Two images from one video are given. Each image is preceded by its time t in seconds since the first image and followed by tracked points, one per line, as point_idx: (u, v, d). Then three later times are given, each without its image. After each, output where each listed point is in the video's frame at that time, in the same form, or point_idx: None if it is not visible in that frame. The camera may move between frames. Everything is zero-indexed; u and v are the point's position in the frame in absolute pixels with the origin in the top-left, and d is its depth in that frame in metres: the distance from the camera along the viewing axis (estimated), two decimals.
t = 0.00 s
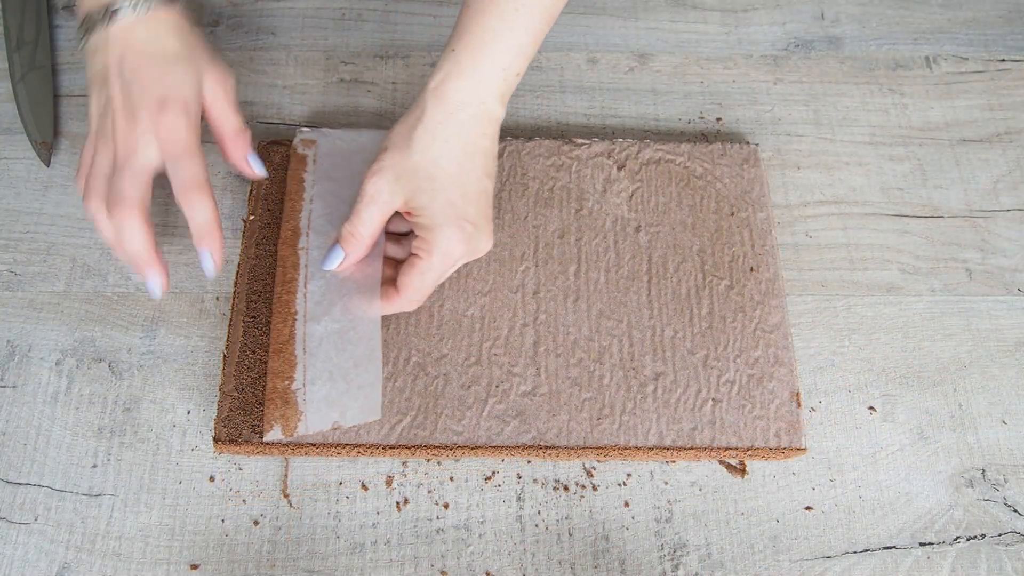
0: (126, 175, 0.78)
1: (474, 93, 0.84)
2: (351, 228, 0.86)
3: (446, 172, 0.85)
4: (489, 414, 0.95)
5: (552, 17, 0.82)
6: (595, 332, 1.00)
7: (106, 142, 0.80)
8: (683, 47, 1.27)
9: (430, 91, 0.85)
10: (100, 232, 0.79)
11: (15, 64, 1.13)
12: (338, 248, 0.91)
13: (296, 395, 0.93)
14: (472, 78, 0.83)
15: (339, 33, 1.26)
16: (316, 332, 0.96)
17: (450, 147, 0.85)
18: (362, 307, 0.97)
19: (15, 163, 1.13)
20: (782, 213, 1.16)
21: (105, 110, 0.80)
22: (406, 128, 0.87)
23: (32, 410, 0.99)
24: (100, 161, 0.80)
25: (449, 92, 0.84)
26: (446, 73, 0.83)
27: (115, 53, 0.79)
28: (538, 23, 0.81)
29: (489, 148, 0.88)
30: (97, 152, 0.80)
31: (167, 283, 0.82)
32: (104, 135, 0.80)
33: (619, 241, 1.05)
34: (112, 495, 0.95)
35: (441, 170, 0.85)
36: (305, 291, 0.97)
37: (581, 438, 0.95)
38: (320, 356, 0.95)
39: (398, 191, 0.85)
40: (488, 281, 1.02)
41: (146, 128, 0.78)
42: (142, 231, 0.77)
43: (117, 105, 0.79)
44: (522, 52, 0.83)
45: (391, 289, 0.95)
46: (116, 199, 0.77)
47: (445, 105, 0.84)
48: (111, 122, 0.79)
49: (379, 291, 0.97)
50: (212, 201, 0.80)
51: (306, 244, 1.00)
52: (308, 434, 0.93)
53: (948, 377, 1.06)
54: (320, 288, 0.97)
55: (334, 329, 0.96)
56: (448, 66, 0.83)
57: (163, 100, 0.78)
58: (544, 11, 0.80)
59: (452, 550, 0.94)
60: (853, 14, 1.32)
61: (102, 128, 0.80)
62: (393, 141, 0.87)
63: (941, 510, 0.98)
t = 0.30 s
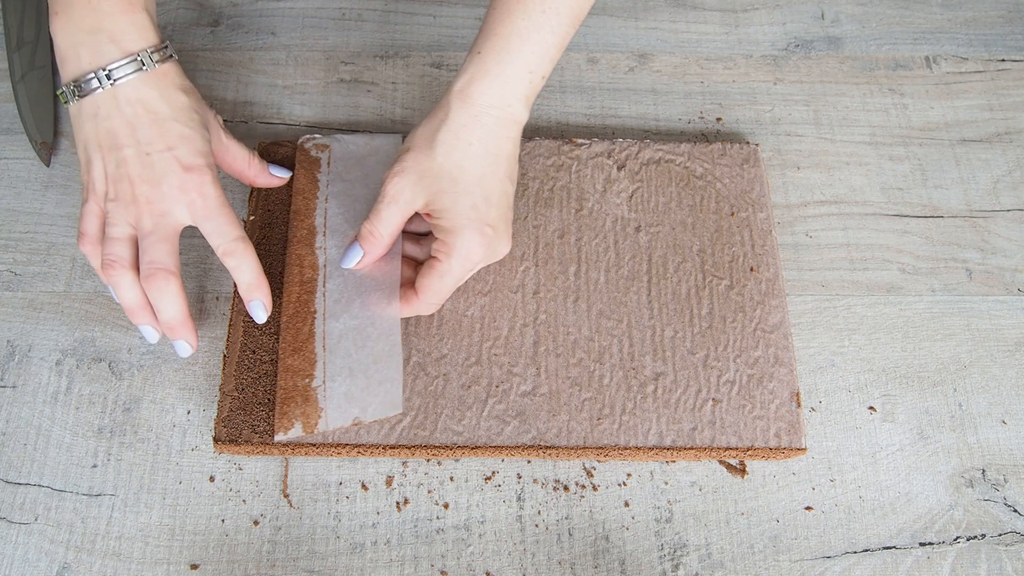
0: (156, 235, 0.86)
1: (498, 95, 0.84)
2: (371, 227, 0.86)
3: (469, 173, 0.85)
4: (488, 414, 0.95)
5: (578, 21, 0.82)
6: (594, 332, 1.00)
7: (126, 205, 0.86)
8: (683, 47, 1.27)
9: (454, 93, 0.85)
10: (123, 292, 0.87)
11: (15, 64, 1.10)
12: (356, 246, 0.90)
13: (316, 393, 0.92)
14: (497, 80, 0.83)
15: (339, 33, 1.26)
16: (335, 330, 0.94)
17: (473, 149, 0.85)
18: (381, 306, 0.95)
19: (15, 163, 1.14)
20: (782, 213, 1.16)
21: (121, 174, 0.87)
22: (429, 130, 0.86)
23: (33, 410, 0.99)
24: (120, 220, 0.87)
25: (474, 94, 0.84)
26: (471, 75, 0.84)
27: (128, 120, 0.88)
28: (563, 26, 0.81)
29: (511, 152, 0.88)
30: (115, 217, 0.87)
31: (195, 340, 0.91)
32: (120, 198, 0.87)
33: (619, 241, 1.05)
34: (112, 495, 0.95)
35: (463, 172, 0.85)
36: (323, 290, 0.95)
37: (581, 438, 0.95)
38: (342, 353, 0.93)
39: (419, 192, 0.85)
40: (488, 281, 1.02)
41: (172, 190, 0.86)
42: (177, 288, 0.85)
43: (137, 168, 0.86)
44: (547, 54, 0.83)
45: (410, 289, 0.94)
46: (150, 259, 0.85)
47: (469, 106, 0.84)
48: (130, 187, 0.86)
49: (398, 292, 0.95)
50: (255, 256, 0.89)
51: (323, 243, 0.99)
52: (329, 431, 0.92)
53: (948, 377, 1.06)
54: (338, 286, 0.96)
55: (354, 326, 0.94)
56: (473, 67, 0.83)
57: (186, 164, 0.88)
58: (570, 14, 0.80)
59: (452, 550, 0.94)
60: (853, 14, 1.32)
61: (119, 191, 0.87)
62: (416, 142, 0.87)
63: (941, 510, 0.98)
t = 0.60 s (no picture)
0: (154, 243, 0.86)
1: (535, 95, 0.84)
2: (404, 227, 0.85)
3: (505, 174, 0.85)
4: (488, 414, 0.95)
5: (615, 21, 0.83)
6: (595, 332, 1.00)
7: (124, 213, 0.87)
8: (683, 47, 1.27)
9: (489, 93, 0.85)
10: (123, 300, 0.88)
11: (15, 64, 1.11)
12: (387, 243, 0.87)
13: (350, 391, 0.93)
14: (534, 80, 0.83)
15: (339, 33, 1.26)
16: (367, 328, 0.96)
17: (509, 149, 0.85)
18: (413, 305, 0.97)
19: (15, 163, 1.14)
20: (782, 213, 1.16)
21: (118, 181, 0.87)
22: (465, 131, 0.86)
23: (33, 410, 0.99)
24: (118, 227, 0.87)
25: (512, 94, 0.84)
26: (508, 75, 0.84)
27: (126, 128, 0.88)
28: (600, 27, 0.82)
29: (545, 153, 0.88)
30: (113, 225, 0.87)
31: (195, 345, 0.93)
32: (118, 205, 0.87)
33: (619, 241, 1.05)
34: (112, 495, 0.95)
35: (499, 173, 0.84)
36: (353, 288, 0.98)
37: (580, 438, 0.95)
38: (374, 351, 0.94)
39: (455, 192, 0.84)
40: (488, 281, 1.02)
41: (170, 198, 0.86)
42: (177, 295, 0.87)
43: (135, 176, 0.86)
44: (585, 54, 0.83)
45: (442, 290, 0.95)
46: (150, 268, 0.86)
47: (506, 106, 0.84)
48: (128, 195, 0.86)
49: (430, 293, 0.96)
50: (254, 260, 0.90)
51: (351, 240, 1.01)
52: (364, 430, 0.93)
53: (948, 377, 1.06)
54: (368, 284, 0.98)
55: (387, 324, 0.96)
56: (510, 67, 0.83)
57: (184, 171, 0.88)
58: (607, 15, 0.81)
59: (452, 550, 0.94)
60: (853, 14, 1.32)
61: (116, 199, 0.87)
62: (451, 142, 0.86)
63: (941, 510, 0.98)
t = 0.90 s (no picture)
0: (157, 242, 0.86)
1: (571, 90, 0.83)
2: (439, 224, 0.83)
3: (541, 170, 0.83)
4: (489, 414, 0.95)
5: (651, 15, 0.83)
6: (595, 332, 1.00)
7: (127, 212, 0.87)
8: (684, 47, 1.27)
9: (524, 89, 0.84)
10: (127, 298, 0.89)
11: (15, 64, 1.11)
12: (422, 241, 0.87)
13: (386, 388, 0.92)
14: (571, 75, 0.82)
15: (339, 33, 1.26)
16: (401, 325, 0.95)
17: (545, 145, 0.84)
18: (447, 304, 0.96)
19: (15, 163, 1.14)
20: (782, 213, 1.16)
21: (120, 181, 0.87)
22: (500, 128, 0.85)
23: (33, 410, 0.99)
24: (121, 227, 0.87)
25: (547, 89, 0.83)
26: (544, 71, 0.83)
27: (128, 127, 0.88)
28: (636, 21, 0.81)
29: (580, 149, 0.86)
30: (116, 225, 0.87)
31: (198, 343, 0.94)
32: (120, 205, 0.87)
33: (618, 241, 1.05)
34: (112, 495, 0.95)
35: (536, 169, 0.83)
36: (387, 285, 0.97)
37: (580, 438, 0.95)
38: (408, 349, 0.94)
39: (492, 189, 0.83)
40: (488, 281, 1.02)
41: (172, 198, 0.86)
42: (180, 294, 0.88)
43: (138, 176, 0.86)
44: (621, 48, 0.82)
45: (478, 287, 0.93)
46: (153, 267, 0.86)
47: (542, 102, 0.83)
48: (130, 195, 0.86)
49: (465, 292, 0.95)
50: (255, 259, 0.90)
51: (385, 237, 1.00)
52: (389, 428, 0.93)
53: (948, 377, 1.06)
54: (402, 281, 0.97)
55: (421, 321, 0.95)
56: (546, 63, 0.83)
57: (186, 170, 0.88)
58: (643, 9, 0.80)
59: (452, 550, 0.94)
60: (853, 14, 1.32)
61: (118, 199, 0.87)
62: (485, 139, 0.85)
63: (941, 510, 0.98)
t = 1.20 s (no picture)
0: (158, 242, 0.87)
1: (635, 96, 0.82)
2: (506, 236, 0.85)
3: (608, 179, 0.84)
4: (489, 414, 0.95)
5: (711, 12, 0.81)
6: (595, 332, 1.00)
7: (128, 211, 0.87)
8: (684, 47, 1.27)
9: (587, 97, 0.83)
10: (128, 298, 0.89)
11: (15, 64, 1.11)
12: (487, 256, 0.89)
13: (437, 398, 0.93)
14: (633, 80, 0.81)
15: (339, 33, 1.26)
16: (459, 336, 0.96)
17: (612, 153, 0.83)
18: (508, 318, 0.97)
19: (15, 163, 1.14)
20: (782, 213, 1.16)
21: (121, 180, 0.87)
22: (565, 137, 0.84)
23: (33, 410, 1.00)
24: (122, 227, 0.87)
25: (612, 96, 0.82)
26: (607, 78, 0.82)
27: (130, 127, 0.88)
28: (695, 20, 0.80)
29: (646, 152, 0.86)
30: (116, 224, 0.87)
31: (198, 342, 0.94)
32: (121, 204, 0.87)
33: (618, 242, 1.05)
34: (112, 495, 0.95)
35: (603, 178, 0.83)
36: (448, 295, 0.98)
37: (580, 438, 0.95)
38: (464, 361, 0.95)
39: (559, 200, 0.83)
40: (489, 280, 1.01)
41: (173, 197, 0.86)
42: (181, 294, 0.88)
43: (140, 175, 0.86)
44: (682, 50, 0.81)
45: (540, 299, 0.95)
46: (154, 266, 0.86)
47: (606, 110, 0.82)
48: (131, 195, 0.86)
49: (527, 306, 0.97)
50: (255, 258, 0.90)
51: (449, 245, 1.01)
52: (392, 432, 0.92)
53: (948, 377, 1.06)
54: (464, 292, 0.98)
55: (478, 336, 0.96)
56: (608, 70, 0.82)
57: (187, 169, 0.88)
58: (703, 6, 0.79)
59: (452, 550, 0.94)
60: (853, 14, 1.32)
61: (119, 198, 0.87)
62: (550, 149, 0.85)
63: (941, 510, 0.98)
